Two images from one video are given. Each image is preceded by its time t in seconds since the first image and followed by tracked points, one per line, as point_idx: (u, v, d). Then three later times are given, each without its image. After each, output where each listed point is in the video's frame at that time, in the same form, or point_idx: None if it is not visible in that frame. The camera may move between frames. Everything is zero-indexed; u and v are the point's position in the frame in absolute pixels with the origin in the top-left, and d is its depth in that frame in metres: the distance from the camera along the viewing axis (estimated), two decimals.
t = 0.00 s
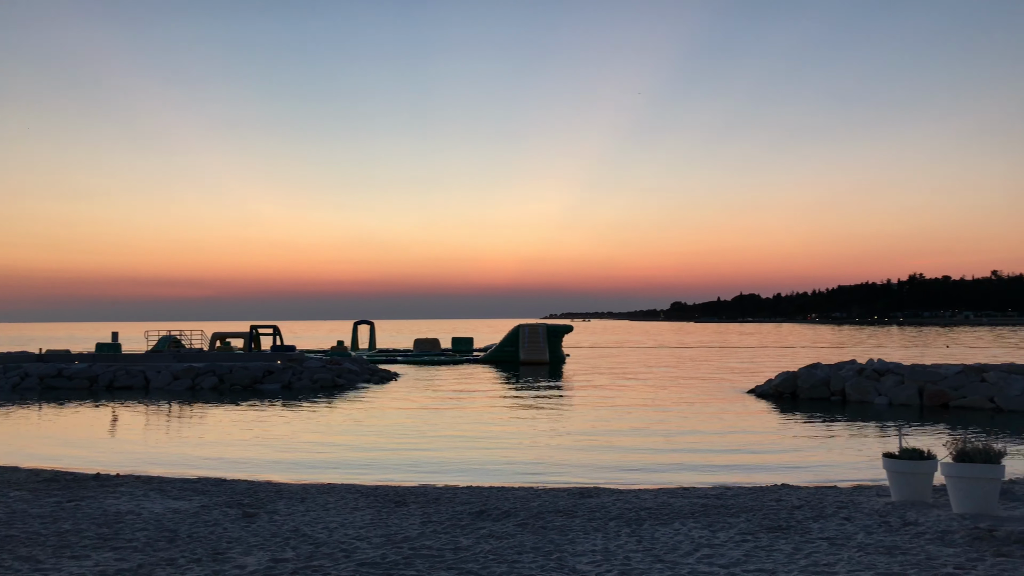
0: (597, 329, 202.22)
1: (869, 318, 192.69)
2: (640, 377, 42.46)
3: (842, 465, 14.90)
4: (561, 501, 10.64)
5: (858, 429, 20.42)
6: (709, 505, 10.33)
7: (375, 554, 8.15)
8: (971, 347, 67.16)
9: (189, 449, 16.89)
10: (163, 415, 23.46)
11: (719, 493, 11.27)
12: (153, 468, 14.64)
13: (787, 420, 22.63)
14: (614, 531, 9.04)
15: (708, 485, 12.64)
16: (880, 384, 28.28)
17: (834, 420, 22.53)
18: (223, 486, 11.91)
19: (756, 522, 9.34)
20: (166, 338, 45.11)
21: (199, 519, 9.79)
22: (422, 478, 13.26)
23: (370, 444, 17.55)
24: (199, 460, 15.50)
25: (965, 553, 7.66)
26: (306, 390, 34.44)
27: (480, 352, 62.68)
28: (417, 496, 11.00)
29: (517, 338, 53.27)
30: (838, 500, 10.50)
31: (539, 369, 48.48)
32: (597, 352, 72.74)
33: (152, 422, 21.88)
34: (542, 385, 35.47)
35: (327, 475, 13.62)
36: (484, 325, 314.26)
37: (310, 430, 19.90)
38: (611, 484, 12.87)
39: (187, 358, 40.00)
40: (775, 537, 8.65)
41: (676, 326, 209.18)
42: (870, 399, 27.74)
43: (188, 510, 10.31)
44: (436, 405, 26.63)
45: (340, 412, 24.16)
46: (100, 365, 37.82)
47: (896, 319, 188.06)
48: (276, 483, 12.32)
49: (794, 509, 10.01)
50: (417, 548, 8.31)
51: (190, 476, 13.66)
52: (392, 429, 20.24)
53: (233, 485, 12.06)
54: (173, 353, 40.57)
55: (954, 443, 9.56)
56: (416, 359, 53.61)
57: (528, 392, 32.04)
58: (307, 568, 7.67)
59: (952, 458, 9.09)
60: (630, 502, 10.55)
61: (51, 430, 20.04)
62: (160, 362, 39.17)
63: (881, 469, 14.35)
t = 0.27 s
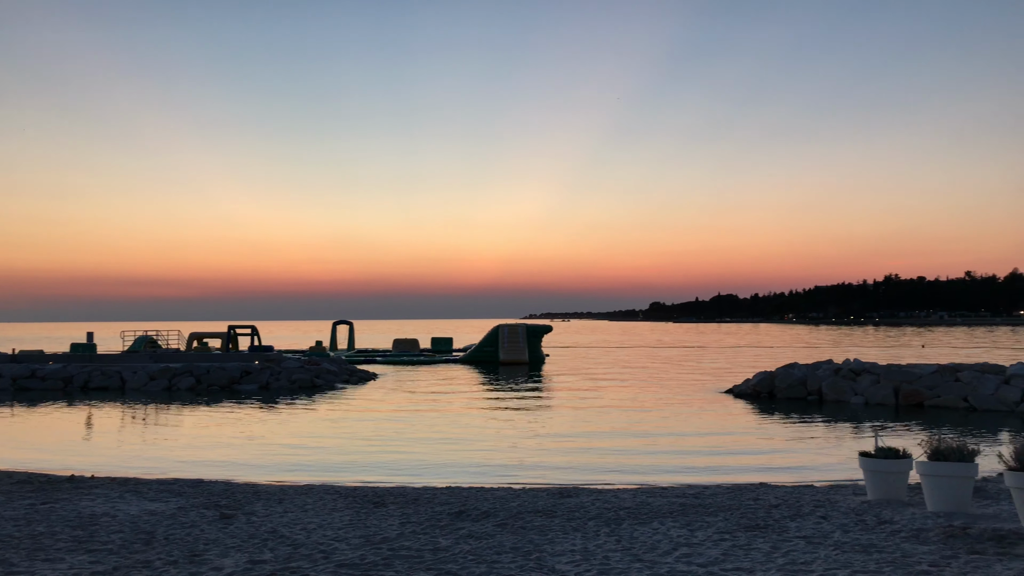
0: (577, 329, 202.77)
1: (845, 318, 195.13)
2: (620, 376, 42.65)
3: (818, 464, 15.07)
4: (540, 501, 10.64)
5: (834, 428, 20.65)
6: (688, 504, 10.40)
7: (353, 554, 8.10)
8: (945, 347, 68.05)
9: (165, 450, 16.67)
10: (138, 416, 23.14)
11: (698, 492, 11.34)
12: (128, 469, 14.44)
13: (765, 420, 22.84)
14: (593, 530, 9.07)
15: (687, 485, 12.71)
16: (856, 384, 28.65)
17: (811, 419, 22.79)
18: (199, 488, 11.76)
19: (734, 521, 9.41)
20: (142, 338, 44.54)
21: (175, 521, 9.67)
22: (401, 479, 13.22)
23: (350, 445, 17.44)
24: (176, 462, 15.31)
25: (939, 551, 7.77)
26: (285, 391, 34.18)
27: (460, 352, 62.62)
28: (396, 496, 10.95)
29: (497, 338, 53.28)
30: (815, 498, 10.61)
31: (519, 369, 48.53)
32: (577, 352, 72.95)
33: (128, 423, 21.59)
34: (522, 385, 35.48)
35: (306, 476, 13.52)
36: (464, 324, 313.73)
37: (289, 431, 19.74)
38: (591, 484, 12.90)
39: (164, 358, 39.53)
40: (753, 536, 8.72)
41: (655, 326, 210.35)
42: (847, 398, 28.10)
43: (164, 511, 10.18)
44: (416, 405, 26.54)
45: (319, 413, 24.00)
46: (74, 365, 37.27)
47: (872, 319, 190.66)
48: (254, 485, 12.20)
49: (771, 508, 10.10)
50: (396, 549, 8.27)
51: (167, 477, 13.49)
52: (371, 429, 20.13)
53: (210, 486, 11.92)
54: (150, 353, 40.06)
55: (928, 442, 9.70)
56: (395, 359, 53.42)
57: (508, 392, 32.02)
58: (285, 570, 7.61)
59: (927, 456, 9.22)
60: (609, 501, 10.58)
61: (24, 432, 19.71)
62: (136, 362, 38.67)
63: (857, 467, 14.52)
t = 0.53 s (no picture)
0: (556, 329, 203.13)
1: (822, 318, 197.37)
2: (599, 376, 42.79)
3: (796, 463, 15.19)
4: (519, 501, 10.64)
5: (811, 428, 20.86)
6: (666, 503, 10.46)
7: (331, 555, 8.04)
8: (922, 347, 68.02)
9: (140, 451, 16.44)
10: (113, 417, 22.79)
11: (677, 492, 11.41)
12: (102, 471, 14.21)
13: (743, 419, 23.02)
14: (572, 530, 9.09)
15: (666, 484, 12.78)
16: (833, 384, 28.98)
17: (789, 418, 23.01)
18: (175, 489, 11.60)
19: (712, 520, 9.49)
20: (117, 338, 43.91)
21: (151, 523, 9.53)
22: (380, 480, 13.14)
23: (328, 445, 17.31)
24: (151, 463, 15.09)
25: (914, 548, 7.88)
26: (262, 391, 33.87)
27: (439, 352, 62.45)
28: (374, 497, 10.89)
29: (476, 338, 53.22)
30: (792, 497, 10.72)
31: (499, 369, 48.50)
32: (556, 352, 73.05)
33: (102, 424, 21.26)
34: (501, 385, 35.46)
35: (283, 477, 13.40)
36: (444, 324, 312.85)
37: (266, 432, 19.55)
38: (571, 483, 12.93)
39: (139, 359, 38.99)
40: (730, 535, 8.79)
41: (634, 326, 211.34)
42: (823, 398, 28.45)
43: (140, 513, 10.04)
44: (395, 405, 26.42)
45: (297, 413, 23.80)
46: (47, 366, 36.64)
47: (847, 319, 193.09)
48: (231, 486, 12.06)
49: (749, 506, 10.19)
50: (375, 550, 8.23)
51: (142, 478, 13.30)
52: (349, 430, 19.99)
53: (186, 487, 11.76)
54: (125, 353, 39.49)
55: (903, 441, 9.85)
56: (374, 359, 53.14)
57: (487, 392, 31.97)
58: (262, 571, 7.53)
59: (902, 455, 9.37)
60: (588, 501, 10.61)
61: None
62: (111, 362, 38.10)
63: (833, 467, 14.68)
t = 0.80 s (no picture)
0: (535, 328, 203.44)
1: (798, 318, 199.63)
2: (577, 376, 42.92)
3: (772, 463, 15.32)
4: (498, 501, 10.63)
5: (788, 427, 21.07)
6: (645, 503, 10.51)
7: (309, 557, 7.98)
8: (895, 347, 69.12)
9: (114, 453, 16.19)
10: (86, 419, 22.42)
11: (655, 491, 11.47)
12: (75, 473, 13.98)
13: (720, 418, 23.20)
14: (551, 529, 9.10)
15: (644, 483, 12.84)
16: (809, 383, 29.29)
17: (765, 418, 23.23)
18: (150, 491, 11.44)
19: (689, 519, 9.55)
20: (91, 338, 43.26)
21: (126, 525, 9.39)
22: (359, 481, 13.06)
23: (305, 446, 17.17)
24: (126, 464, 14.87)
25: (888, 546, 7.99)
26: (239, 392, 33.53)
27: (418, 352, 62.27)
28: (352, 498, 10.81)
29: (454, 338, 53.12)
30: (768, 496, 10.83)
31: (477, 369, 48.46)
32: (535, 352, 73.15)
33: (75, 425, 20.91)
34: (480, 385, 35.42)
35: (260, 479, 13.26)
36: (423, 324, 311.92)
37: (243, 432, 19.35)
38: (550, 483, 12.94)
39: (114, 359, 38.43)
40: (708, 534, 8.85)
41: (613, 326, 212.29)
42: (799, 397, 28.77)
43: (114, 516, 9.88)
44: (373, 405, 26.29)
45: (274, 414, 23.60)
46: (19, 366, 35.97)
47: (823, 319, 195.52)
48: (208, 487, 11.92)
49: (726, 506, 10.27)
50: (353, 551, 8.18)
51: (117, 480, 13.10)
52: (327, 431, 19.85)
53: (161, 489, 11.60)
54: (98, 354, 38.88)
55: (878, 440, 9.98)
56: (352, 359, 52.84)
57: (466, 392, 31.90)
58: (239, 573, 7.46)
59: (878, 454, 9.49)
60: (567, 501, 10.63)
61: None
62: (85, 363, 37.50)
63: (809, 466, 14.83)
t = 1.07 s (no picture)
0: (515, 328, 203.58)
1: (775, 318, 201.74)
2: (556, 376, 43.02)
3: (749, 462, 15.46)
4: (476, 501, 10.62)
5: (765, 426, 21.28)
6: (623, 502, 10.55)
7: (287, 558, 7.90)
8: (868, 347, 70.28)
9: (88, 454, 15.93)
10: (59, 420, 22.04)
11: (634, 490, 11.52)
12: (48, 475, 13.73)
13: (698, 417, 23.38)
14: (529, 529, 9.10)
15: (623, 482, 12.89)
16: (785, 383, 29.59)
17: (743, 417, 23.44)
18: (125, 493, 11.27)
19: (667, 518, 9.60)
20: (65, 338, 42.59)
21: (100, 528, 9.24)
22: (337, 482, 12.97)
23: (283, 447, 17.02)
24: (100, 466, 14.64)
25: (863, 544, 8.09)
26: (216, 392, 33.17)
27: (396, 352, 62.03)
28: (330, 499, 10.74)
29: (433, 338, 52.98)
30: (746, 495, 10.92)
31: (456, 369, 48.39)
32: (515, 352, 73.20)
33: (48, 426, 20.56)
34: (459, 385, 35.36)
35: (238, 480, 13.12)
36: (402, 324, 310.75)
37: (220, 433, 19.14)
38: (529, 483, 12.96)
39: (87, 359, 37.83)
40: (686, 533, 8.91)
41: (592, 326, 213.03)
42: (776, 397, 29.05)
43: (88, 518, 9.72)
44: (352, 406, 26.15)
45: (252, 414, 23.38)
46: None
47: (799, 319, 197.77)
48: (184, 488, 11.77)
49: (704, 504, 10.34)
50: (331, 552, 8.12)
51: (91, 482, 12.89)
52: (305, 431, 19.70)
53: (137, 490, 11.43)
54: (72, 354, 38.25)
55: (853, 439, 10.11)
56: (330, 359, 52.50)
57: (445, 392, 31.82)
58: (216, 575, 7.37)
59: (854, 454, 9.61)
60: (546, 501, 10.64)
61: None
62: (57, 364, 36.87)
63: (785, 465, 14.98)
